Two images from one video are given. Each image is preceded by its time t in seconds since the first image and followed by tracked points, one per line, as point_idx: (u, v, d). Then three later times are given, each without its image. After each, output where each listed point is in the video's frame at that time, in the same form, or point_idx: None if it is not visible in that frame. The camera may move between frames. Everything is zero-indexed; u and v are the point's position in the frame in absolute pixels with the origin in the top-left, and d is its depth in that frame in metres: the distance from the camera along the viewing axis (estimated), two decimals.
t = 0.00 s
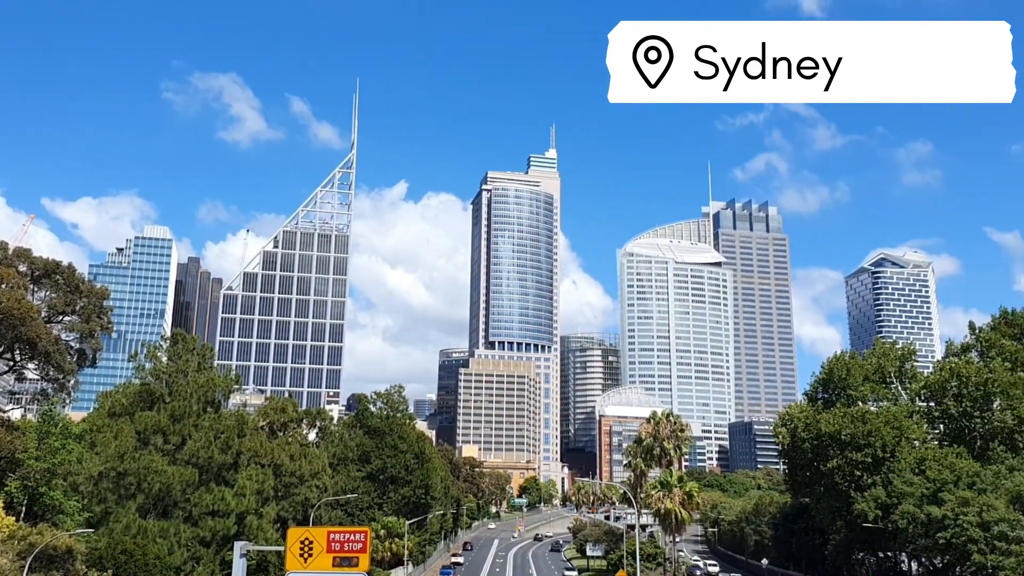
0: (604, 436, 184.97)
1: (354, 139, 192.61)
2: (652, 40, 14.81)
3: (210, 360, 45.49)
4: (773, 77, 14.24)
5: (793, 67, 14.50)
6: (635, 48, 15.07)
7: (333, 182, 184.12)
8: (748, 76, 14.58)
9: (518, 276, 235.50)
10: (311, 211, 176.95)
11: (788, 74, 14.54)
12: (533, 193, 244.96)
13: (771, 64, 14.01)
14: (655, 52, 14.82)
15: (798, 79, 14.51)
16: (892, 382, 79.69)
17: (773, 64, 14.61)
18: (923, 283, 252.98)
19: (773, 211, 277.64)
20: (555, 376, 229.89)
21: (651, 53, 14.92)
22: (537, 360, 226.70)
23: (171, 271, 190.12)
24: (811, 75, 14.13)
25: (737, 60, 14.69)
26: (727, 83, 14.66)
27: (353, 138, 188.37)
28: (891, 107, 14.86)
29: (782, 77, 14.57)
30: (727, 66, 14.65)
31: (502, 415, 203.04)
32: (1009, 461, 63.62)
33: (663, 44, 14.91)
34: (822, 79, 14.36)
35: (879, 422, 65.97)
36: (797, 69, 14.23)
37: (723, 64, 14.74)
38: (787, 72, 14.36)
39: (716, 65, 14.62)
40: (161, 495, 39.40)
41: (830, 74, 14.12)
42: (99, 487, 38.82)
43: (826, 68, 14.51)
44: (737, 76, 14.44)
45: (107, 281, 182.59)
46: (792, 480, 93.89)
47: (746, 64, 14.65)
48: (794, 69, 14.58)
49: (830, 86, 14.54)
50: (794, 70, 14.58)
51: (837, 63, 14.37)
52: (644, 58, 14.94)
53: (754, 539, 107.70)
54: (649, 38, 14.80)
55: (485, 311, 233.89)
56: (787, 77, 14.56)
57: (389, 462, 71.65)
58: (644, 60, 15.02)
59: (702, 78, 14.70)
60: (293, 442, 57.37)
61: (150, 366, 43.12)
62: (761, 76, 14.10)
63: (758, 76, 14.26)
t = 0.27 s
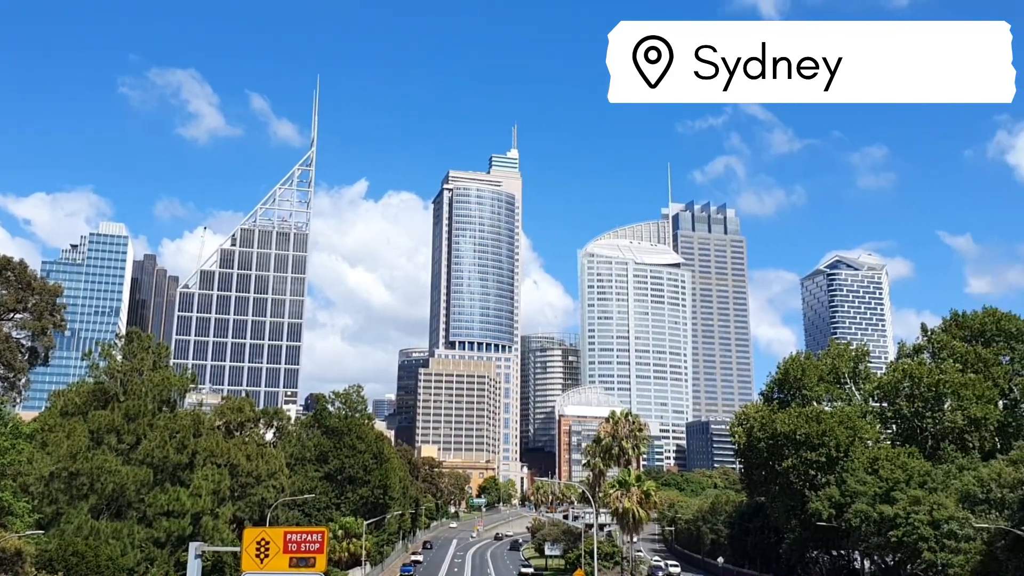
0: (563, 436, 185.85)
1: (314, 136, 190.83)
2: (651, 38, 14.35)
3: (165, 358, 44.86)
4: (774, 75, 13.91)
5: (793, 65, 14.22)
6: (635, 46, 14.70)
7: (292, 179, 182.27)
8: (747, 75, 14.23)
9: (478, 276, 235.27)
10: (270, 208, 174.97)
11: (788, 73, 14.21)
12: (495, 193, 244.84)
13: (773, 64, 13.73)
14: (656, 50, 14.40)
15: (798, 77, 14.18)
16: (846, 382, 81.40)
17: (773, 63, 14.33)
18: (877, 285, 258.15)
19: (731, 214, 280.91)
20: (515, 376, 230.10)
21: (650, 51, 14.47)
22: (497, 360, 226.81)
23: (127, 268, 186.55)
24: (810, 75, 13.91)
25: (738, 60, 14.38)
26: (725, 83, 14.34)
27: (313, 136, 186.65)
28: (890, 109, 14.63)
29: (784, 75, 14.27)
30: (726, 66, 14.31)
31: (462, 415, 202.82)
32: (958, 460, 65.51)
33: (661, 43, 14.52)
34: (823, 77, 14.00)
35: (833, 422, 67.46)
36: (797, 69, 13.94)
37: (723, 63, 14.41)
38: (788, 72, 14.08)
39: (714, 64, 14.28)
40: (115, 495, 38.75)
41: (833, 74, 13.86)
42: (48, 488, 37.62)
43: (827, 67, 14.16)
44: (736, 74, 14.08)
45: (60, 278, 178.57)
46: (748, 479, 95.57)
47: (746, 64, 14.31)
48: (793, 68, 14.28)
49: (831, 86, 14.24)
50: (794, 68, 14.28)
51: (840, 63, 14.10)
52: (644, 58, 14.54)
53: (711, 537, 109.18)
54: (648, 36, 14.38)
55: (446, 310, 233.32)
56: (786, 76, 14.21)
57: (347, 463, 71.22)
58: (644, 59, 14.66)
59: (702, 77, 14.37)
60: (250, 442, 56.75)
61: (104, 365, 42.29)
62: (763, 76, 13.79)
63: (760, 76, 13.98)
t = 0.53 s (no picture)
0: (523, 435, 186.19)
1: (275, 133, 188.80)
2: (653, 39, 14.64)
3: (121, 357, 44.33)
4: (774, 75, 14.20)
5: (793, 66, 14.50)
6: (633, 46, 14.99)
7: (252, 176, 180.13)
8: (747, 75, 14.53)
9: (440, 275, 234.64)
10: (229, 205, 172.76)
11: (789, 72, 14.49)
12: (457, 191, 244.23)
13: (772, 65, 13.96)
14: (656, 51, 14.67)
15: (799, 76, 14.45)
16: (802, 382, 82.77)
17: (774, 62, 14.59)
18: (833, 287, 262.77)
19: (691, 215, 283.66)
20: (476, 375, 229.83)
21: (652, 52, 14.73)
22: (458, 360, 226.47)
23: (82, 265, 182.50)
24: (809, 75, 14.15)
25: (737, 60, 14.65)
26: (726, 82, 14.63)
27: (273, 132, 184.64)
28: (884, 111, 14.95)
29: (784, 75, 14.53)
30: (726, 66, 14.62)
31: (422, 414, 202.15)
32: (910, 459, 67.22)
33: (662, 44, 14.81)
34: (824, 77, 14.27)
35: (790, 422, 68.65)
36: (798, 69, 14.18)
37: (723, 64, 14.69)
38: (788, 72, 14.33)
39: (715, 65, 14.58)
40: (68, 495, 37.85)
41: (829, 74, 14.13)
42: None
43: (826, 67, 14.43)
44: (736, 74, 14.38)
45: (12, 274, 174.14)
46: (705, 479, 96.90)
47: (745, 64, 14.61)
48: (793, 68, 14.54)
49: (830, 86, 14.48)
50: (793, 68, 14.54)
51: (836, 64, 14.38)
52: (644, 57, 14.84)
53: (668, 536, 110.38)
54: (650, 37, 14.64)
55: (407, 309, 232.34)
56: (788, 75, 14.49)
57: (306, 462, 70.64)
58: (644, 60, 14.91)
59: (702, 78, 14.65)
60: (206, 442, 56.04)
61: (58, 363, 41.46)
62: (762, 76, 14.02)
63: (759, 76, 14.21)
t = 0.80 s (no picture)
0: (490, 434, 186.20)
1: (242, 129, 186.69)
2: (652, 38, 13.52)
3: (83, 354, 43.60)
4: (776, 76, 13.12)
5: (797, 65, 13.37)
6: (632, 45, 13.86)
7: (218, 172, 178.10)
8: (747, 76, 13.46)
9: (408, 274, 233.70)
10: (195, 201, 170.72)
11: (791, 73, 13.36)
12: (426, 190, 243.19)
13: (775, 63, 12.85)
14: (655, 51, 13.54)
15: (801, 78, 13.34)
16: (766, 382, 83.93)
17: (776, 62, 13.48)
18: (797, 288, 266.22)
19: (659, 216, 285.46)
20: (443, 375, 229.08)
21: (650, 52, 13.65)
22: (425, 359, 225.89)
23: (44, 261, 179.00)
24: (813, 76, 13.07)
25: (738, 60, 13.53)
26: (725, 84, 13.55)
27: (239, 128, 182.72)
28: (894, 114, 13.92)
29: (785, 75, 13.41)
30: (727, 66, 13.52)
31: (389, 414, 201.22)
32: (872, 458, 68.55)
33: (662, 43, 13.69)
34: (830, 77, 13.22)
35: (754, 421, 69.47)
36: (801, 69, 13.08)
37: (723, 63, 13.60)
38: (790, 73, 13.23)
39: (715, 64, 13.47)
40: (27, 495, 36.82)
41: (837, 75, 13.06)
42: None
43: (834, 66, 13.29)
44: (737, 75, 13.33)
45: None
46: (670, 478, 97.97)
47: (746, 64, 13.50)
48: (796, 68, 13.41)
49: (835, 87, 13.36)
50: (797, 68, 13.41)
51: (845, 63, 13.26)
52: (644, 58, 13.73)
53: (633, 535, 111.41)
54: (649, 35, 13.53)
55: (374, 308, 231.07)
56: (789, 76, 13.36)
57: (270, 462, 70.01)
58: (642, 59, 13.80)
59: (701, 78, 13.54)
60: (170, 440, 55.39)
61: (17, 360, 40.47)
62: (764, 76, 12.92)
63: (761, 77, 13.12)
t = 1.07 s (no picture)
0: (458, 433, 186.20)
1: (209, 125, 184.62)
2: (655, 39, 14.79)
3: (45, 351, 42.94)
4: (772, 76, 14.28)
5: (790, 66, 14.51)
6: (634, 47, 15.06)
7: (184, 168, 175.99)
8: (746, 76, 14.60)
9: (376, 272, 232.67)
10: (160, 197, 168.58)
11: (786, 73, 14.51)
12: (394, 188, 241.86)
13: (773, 65, 14.03)
14: (655, 51, 14.83)
15: (792, 77, 14.51)
16: (731, 381, 84.88)
17: (772, 63, 14.62)
18: (762, 289, 269.39)
19: (627, 216, 286.94)
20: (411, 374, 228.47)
21: (651, 52, 14.92)
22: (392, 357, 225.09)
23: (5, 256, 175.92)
24: (809, 76, 14.24)
25: (737, 61, 14.67)
26: (724, 83, 14.68)
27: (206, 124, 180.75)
28: (879, 113, 15.11)
29: (781, 76, 14.56)
30: (726, 66, 14.65)
31: (355, 412, 200.03)
32: (835, 457, 69.78)
33: (663, 43, 14.93)
34: (823, 77, 14.34)
35: (719, 421, 70.39)
36: (796, 70, 14.24)
37: (722, 64, 14.75)
38: (787, 73, 14.38)
39: (714, 65, 14.63)
40: None
41: (830, 74, 14.19)
42: None
43: (827, 68, 14.44)
44: (735, 75, 14.46)
45: None
46: (636, 477, 98.74)
47: (744, 65, 14.65)
48: (789, 68, 14.57)
49: (828, 88, 14.53)
50: (789, 70, 14.58)
51: (837, 64, 14.41)
52: (644, 57, 14.94)
53: (599, 533, 112.13)
54: (650, 37, 14.85)
55: (341, 307, 229.76)
56: (784, 77, 14.54)
57: (235, 460, 69.45)
58: (643, 60, 15.03)
59: (701, 78, 14.70)
60: (133, 438, 54.71)
61: None
62: (762, 77, 14.10)
63: (759, 77, 14.30)
